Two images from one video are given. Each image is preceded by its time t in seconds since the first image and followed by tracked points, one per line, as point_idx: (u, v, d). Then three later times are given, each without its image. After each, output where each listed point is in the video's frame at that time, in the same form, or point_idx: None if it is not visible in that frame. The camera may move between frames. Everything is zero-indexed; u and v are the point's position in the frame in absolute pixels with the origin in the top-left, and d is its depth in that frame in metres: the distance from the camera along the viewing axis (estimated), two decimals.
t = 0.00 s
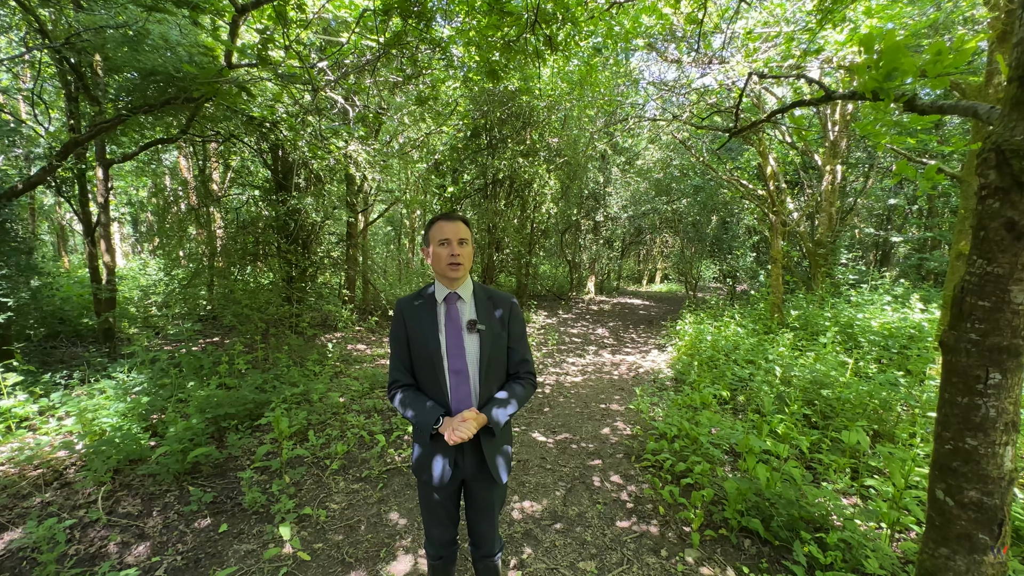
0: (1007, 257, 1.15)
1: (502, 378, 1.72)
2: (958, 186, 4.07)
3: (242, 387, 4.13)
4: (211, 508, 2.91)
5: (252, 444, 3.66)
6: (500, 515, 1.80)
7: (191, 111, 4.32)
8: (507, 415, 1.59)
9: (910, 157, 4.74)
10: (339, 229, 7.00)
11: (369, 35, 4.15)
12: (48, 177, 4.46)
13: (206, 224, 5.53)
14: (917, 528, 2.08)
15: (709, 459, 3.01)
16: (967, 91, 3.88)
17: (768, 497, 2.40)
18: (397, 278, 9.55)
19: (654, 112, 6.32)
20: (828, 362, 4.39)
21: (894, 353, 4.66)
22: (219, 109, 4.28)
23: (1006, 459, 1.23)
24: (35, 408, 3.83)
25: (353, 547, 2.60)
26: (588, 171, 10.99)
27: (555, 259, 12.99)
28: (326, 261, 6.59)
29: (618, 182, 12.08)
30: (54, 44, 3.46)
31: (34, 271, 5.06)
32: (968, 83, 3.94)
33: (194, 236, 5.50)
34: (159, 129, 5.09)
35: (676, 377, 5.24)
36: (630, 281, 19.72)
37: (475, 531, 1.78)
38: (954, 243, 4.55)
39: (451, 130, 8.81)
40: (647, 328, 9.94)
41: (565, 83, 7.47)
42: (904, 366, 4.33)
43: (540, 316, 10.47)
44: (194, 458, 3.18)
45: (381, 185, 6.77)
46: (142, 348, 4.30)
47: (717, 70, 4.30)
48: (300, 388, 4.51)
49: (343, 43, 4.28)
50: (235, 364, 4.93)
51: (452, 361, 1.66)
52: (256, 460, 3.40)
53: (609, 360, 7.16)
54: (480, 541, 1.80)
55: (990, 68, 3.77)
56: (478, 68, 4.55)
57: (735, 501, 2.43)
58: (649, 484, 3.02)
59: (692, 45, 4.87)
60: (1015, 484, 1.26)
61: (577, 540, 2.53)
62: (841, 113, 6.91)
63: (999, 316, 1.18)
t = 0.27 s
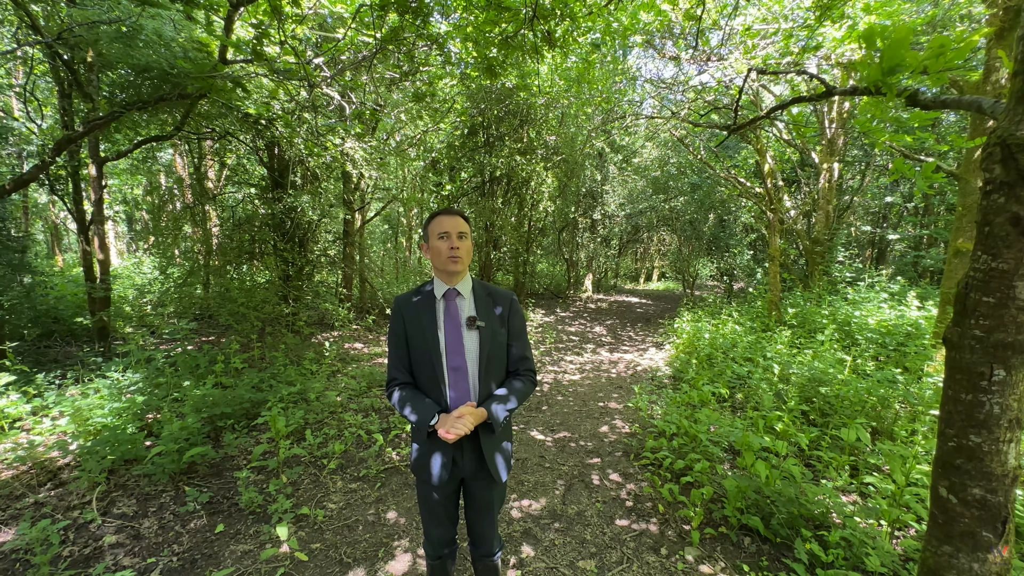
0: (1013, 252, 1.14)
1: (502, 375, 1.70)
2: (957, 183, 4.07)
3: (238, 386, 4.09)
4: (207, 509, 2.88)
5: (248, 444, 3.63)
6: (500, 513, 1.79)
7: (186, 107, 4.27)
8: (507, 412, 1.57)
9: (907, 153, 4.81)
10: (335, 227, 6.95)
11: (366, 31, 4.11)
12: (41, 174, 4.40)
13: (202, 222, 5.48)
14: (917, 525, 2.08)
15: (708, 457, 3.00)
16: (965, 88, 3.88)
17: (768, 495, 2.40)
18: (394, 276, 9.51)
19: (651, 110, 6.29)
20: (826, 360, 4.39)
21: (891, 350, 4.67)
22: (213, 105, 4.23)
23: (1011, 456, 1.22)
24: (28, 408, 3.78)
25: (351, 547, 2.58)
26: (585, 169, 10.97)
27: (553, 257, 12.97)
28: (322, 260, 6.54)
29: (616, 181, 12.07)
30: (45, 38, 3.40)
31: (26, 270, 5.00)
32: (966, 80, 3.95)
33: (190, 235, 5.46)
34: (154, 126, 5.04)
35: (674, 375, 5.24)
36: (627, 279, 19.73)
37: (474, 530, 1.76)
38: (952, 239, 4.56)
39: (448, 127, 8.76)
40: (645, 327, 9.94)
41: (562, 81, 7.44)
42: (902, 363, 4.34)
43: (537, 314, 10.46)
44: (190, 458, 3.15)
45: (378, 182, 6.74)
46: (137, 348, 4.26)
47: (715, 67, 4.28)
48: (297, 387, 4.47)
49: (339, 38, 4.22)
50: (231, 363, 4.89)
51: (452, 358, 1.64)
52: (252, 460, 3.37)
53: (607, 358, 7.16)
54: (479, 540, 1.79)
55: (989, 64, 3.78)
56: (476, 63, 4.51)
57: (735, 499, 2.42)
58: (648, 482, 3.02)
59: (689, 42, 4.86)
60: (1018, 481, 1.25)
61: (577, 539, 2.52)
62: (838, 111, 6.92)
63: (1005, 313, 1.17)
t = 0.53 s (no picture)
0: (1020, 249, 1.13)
1: (502, 374, 1.68)
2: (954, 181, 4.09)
3: (234, 386, 4.05)
4: (203, 510, 2.85)
5: (245, 444, 3.60)
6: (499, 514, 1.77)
7: (180, 105, 4.21)
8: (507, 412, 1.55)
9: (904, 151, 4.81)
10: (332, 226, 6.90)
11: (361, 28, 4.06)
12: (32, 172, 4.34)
13: (196, 221, 5.42)
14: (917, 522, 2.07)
15: (707, 455, 3.00)
16: (963, 86, 3.89)
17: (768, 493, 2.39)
18: (391, 275, 9.46)
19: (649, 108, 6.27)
20: (823, 357, 4.40)
21: (889, 348, 4.68)
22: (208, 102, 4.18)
23: (1016, 454, 1.22)
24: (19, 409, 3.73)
25: (350, 548, 2.56)
26: (582, 167, 10.96)
27: (550, 255, 12.96)
28: (319, 258, 6.50)
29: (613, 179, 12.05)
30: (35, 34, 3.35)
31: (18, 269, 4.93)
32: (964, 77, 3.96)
33: (185, 234, 5.41)
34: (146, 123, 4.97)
35: (672, 373, 5.24)
36: (625, 277, 19.73)
37: (474, 530, 1.74)
38: (950, 237, 4.57)
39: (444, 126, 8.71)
40: (642, 325, 9.94)
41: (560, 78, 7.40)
42: (899, 360, 4.35)
43: (535, 313, 10.44)
44: (185, 459, 3.12)
45: (375, 181, 6.69)
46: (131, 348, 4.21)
47: (713, 64, 4.26)
48: (293, 387, 4.44)
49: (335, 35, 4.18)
50: (227, 363, 4.85)
51: (451, 357, 1.61)
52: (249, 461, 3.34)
53: (604, 356, 7.15)
54: (479, 541, 1.77)
55: (987, 62, 3.79)
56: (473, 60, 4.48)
57: (735, 497, 2.42)
58: (647, 481, 3.01)
59: (686, 40, 4.84)
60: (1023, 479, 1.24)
61: (577, 538, 2.51)
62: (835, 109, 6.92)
63: (1011, 310, 1.16)
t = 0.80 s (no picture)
0: None
1: (503, 376, 1.66)
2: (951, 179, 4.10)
3: (231, 387, 4.01)
4: (199, 513, 2.82)
5: (241, 446, 3.56)
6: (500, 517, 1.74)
7: (173, 103, 4.16)
8: (509, 416, 1.52)
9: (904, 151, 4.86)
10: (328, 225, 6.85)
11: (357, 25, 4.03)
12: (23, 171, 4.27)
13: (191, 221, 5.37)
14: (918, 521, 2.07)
15: (707, 454, 2.99)
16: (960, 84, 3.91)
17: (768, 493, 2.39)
18: (388, 275, 9.42)
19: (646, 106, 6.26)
20: (821, 355, 4.41)
21: (886, 346, 4.69)
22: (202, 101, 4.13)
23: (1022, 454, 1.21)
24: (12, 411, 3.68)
25: (348, 551, 2.54)
26: (580, 166, 10.94)
27: (547, 254, 12.95)
28: (315, 258, 6.45)
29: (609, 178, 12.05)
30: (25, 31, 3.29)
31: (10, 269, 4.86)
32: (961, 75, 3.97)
33: (180, 233, 5.36)
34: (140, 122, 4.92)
35: (670, 372, 5.24)
36: (622, 276, 19.73)
37: (475, 534, 1.72)
38: (947, 234, 4.59)
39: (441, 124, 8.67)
40: (639, 324, 9.94)
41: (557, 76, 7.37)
42: (897, 358, 4.36)
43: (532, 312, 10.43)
44: (181, 461, 3.08)
45: (371, 180, 6.65)
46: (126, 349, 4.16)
47: (710, 62, 4.25)
48: (290, 387, 4.40)
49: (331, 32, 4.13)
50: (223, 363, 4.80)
51: (452, 359, 1.59)
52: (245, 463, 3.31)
53: (602, 355, 7.15)
54: (480, 545, 1.74)
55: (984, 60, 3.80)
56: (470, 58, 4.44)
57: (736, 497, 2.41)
58: (647, 481, 3.00)
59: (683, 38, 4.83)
60: None
61: (577, 539, 2.50)
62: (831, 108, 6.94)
63: (1017, 310, 1.15)
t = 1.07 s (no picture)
0: None
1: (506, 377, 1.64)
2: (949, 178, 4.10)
3: (227, 389, 3.97)
4: (196, 517, 2.78)
5: (238, 448, 3.53)
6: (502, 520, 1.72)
7: (168, 103, 4.10)
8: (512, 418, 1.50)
9: (899, 150, 4.98)
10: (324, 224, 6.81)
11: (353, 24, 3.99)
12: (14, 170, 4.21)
13: (186, 220, 5.31)
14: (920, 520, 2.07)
15: (707, 454, 2.98)
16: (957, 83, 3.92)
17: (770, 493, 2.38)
18: (385, 274, 9.37)
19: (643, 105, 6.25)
20: (818, 354, 4.41)
21: (883, 344, 4.71)
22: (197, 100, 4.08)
23: None
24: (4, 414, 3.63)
25: (347, 554, 2.51)
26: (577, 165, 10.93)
27: (545, 254, 12.93)
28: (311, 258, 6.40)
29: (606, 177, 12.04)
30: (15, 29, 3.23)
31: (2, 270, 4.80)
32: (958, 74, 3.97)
33: (175, 234, 5.30)
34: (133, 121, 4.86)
35: (669, 371, 5.24)
36: (619, 275, 19.71)
37: (477, 537, 1.70)
38: (944, 233, 4.58)
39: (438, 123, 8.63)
40: (637, 323, 9.94)
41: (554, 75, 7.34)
42: (894, 357, 4.37)
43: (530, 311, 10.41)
44: (177, 465, 3.04)
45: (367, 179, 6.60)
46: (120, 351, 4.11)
47: (708, 61, 4.24)
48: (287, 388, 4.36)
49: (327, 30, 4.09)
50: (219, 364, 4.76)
51: (453, 361, 1.57)
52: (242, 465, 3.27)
53: (600, 354, 7.14)
54: (482, 548, 1.72)
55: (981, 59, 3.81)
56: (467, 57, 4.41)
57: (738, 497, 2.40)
58: (648, 481, 2.99)
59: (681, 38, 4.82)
60: None
61: (578, 541, 2.48)
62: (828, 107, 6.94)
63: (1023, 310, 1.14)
